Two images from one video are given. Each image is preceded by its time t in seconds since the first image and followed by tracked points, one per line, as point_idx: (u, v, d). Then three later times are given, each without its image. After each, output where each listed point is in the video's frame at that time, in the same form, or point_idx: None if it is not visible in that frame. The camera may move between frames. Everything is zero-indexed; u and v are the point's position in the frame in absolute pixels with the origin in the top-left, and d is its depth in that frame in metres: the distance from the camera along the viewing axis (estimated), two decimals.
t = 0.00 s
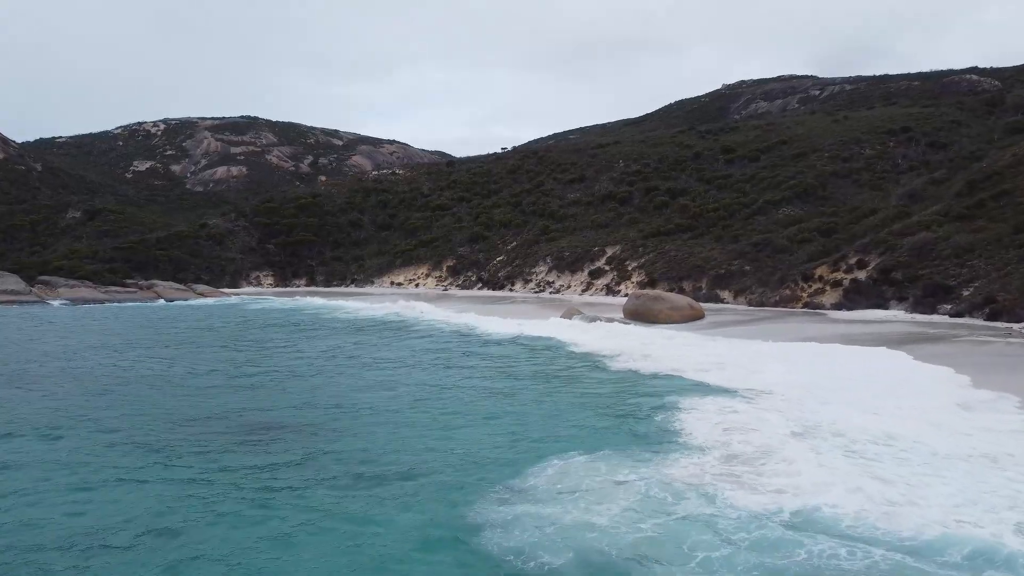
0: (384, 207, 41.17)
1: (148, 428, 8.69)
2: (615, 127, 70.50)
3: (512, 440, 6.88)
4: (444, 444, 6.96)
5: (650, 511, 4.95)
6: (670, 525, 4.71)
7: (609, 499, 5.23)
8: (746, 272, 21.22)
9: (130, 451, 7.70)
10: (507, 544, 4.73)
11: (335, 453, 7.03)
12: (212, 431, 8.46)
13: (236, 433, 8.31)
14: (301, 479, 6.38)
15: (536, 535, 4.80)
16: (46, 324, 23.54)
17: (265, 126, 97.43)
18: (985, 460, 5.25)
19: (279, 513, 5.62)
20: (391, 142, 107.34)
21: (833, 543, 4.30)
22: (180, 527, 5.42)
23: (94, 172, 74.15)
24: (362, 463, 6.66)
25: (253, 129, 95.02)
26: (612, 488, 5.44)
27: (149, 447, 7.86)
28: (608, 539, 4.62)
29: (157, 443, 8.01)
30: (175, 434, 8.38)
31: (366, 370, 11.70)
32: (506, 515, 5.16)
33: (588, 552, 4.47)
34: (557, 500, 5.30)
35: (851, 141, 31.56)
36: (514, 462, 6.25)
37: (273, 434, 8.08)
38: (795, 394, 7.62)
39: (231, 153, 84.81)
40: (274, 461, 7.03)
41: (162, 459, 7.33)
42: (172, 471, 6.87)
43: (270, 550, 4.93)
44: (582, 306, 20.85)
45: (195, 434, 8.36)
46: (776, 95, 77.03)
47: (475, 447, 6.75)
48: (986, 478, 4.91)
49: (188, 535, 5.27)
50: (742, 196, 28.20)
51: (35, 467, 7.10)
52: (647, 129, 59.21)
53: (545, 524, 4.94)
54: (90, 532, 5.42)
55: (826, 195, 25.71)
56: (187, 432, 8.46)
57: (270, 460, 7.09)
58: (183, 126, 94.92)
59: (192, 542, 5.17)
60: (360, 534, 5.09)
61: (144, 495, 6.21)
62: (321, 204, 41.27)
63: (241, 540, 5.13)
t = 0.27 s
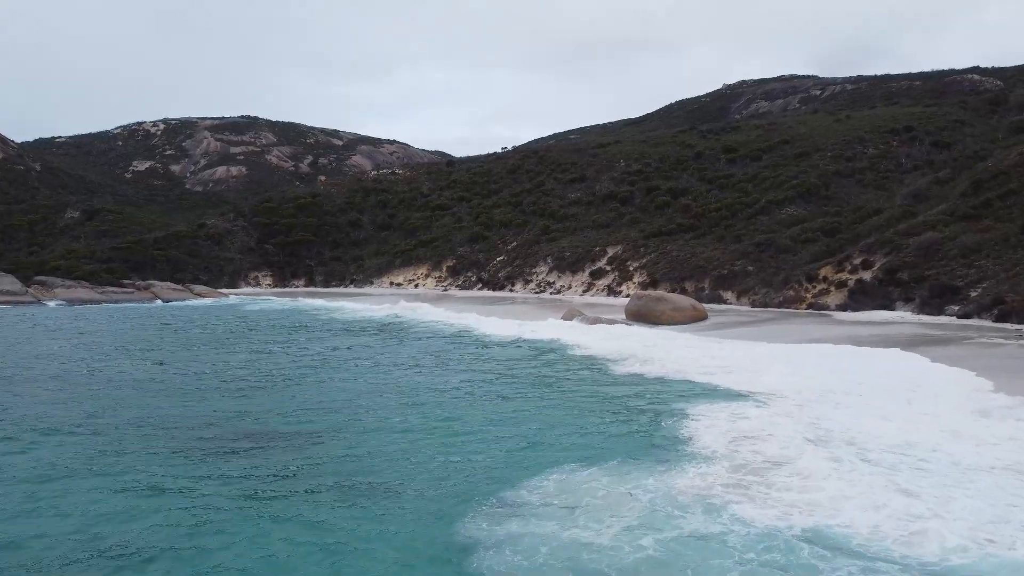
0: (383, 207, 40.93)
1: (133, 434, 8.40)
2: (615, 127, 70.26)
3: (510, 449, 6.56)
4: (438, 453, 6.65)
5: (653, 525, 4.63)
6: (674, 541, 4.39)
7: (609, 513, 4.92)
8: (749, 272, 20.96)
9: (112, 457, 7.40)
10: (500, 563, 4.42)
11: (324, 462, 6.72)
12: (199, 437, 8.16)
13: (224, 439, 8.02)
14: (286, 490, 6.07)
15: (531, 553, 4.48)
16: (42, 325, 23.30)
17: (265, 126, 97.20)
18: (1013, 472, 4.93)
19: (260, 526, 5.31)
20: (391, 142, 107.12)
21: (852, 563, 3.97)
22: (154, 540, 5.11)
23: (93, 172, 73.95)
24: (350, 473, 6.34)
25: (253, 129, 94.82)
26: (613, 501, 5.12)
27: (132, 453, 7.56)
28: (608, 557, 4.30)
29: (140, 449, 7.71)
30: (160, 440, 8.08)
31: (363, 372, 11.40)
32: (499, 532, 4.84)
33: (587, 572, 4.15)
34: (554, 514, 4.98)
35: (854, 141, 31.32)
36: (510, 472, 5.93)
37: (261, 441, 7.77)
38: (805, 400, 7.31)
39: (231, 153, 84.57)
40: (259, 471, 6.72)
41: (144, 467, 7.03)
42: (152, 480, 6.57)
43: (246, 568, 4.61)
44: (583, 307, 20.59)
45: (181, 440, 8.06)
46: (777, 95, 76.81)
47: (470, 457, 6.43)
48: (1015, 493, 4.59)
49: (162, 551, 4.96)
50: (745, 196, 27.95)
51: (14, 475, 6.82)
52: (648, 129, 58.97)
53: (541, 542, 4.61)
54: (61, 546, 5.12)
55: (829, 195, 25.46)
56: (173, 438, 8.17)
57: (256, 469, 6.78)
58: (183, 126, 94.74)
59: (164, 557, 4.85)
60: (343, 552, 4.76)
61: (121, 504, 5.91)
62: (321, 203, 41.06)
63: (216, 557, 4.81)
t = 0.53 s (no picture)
0: (383, 207, 40.68)
1: (120, 437, 8.15)
2: (616, 126, 69.96)
3: (508, 460, 6.27)
4: (433, 463, 6.36)
5: (657, 545, 4.33)
6: (680, 560, 4.12)
7: (611, 530, 4.63)
8: (752, 273, 20.70)
9: (95, 462, 7.14)
10: None
11: (314, 472, 6.44)
12: (188, 442, 7.89)
13: (214, 445, 7.75)
14: (274, 503, 5.78)
15: None
16: (37, 326, 23.07)
17: (265, 126, 96.95)
18: None
19: (242, 544, 5.03)
20: (391, 142, 106.85)
21: None
22: (129, 555, 4.85)
23: (93, 172, 73.72)
24: (341, 484, 6.06)
25: (253, 129, 94.58)
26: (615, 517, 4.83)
27: (116, 458, 7.30)
28: None
29: (125, 454, 7.45)
30: (148, 445, 7.83)
31: (359, 375, 11.13)
32: (494, 551, 4.55)
33: None
34: (553, 532, 4.69)
35: (857, 140, 31.05)
36: (508, 485, 5.65)
37: (252, 448, 7.50)
38: (817, 406, 7.03)
39: (231, 153, 84.32)
40: (246, 480, 6.44)
41: (127, 473, 6.76)
42: (134, 487, 6.31)
43: None
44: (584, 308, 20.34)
45: (169, 445, 7.80)
46: (778, 94, 76.58)
47: (466, 468, 6.14)
48: None
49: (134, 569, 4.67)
50: (747, 195, 27.70)
51: None
52: (649, 129, 58.70)
53: (537, 564, 4.30)
54: (30, 561, 4.83)
55: (833, 194, 25.21)
56: (161, 443, 7.91)
57: (244, 478, 6.51)
58: (183, 126, 94.52)
59: None
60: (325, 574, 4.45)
61: (99, 515, 5.64)
62: (320, 203, 40.81)
63: (192, 575, 4.54)
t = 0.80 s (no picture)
0: (382, 207, 40.44)
1: (108, 443, 7.90)
2: (616, 126, 69.69)
3: (508, 470, 6.01)
4: (430, 474, 6.10)
5: (665, 565, 4.07)
6: None
7: (617, 548, 4.37)
8: (755, 273, 20.45)
9: (79, 469, 6.89)
10: None
11: (306, 483, 6.18)
12: (178, 449, 7.64)
13: (204, 451, 7.49)
14: (262, 517, 5.52)
15: None
16: (32, 327, 22.83)
17: (264, 126, 96.70)
18: None
19: (227, 562, 4.78)
20: (390, 141, 106.57)
21: None
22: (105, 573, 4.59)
23: (92, 172, 73.44)
24: (334, 498, 5.79)
25: (252, 128, 94.31)
26: (621, 534, 4.56)
27: (102, 465, 7.05)
28: None
29: (110, 461, 7.19)
30: (136, 451, 7.58)
31: (357, 379, 10.87)
32: (492, 571, 4.28)
33: None
34: (555, 550, 4.42)
35: (861, 139, 30.81)
36: (508, 500, 5.38)
37: (243, 456, 7.24)
38: (831, 413, 6.75)
39: (230, 152, 84.06)
40: (235, 492, 6.18)
41: (111, 483, 6.51)
42: (118, 498, 6.06)
43: None
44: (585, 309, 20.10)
45: (158, 451, 7.55)
46: (779, 94, 76.35)
47: (465, 480, 5.88)
48: None
49: None
50: (750, 195, 27.45)
51: None
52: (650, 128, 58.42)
53: None
54: None
55: (837, 194, 24.97)
56: (149, 449, 7.65)
57: (233, 489, 6.24)
58: (182, 126, 94.25)
59: None
60: None
61: (78, 530, 5.39)
62: (319, 203, 40.56)
63: None
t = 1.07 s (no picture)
0: (382, 207, 40.16)
1: (92, 446, 7.62)
2: (617, 125, 69.41)
3: (507, 483, 5.72)
4: (425, 486, 5.81)
5: None
6: None
7: (622, 570, 4.07)
8: (758, 274, 20.18)
9: (59, 476, 6.61)
10: None
11: (296, 494, 5.90)
12: (163, 452, 7.34)
13: (191, 456, 7.21)
14: (247, 532, 5.23)
15: None
16: (27, 327, 22.56)
17: (264, 125, 96.40)
18: None
19: None
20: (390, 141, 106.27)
21: None
22: None
23: (91, 171, 73.15)
24: (324, 510, 5.49)
25: (252, 128, 94.01)
26: (628, 555, 4.27)
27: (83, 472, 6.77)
28: None
29: (93, 466, 6.91)
30: (120, 453, 7.29)
31: (354, 383, 10.57)
32: None
33: None
34: (557, 573, 4.11)
35: (864, 138, 30.55)
36: (507, 515, 5.09)
37: (231, 461, 6.94)
38: (848, 420, 6.45)
39: (230, 152, 83.76)
40: (221, 501, 5.89)
41: (91, 489, 6.22)
42: (97, 506, 5.77)
43: None
44: (587, 310, 19.83)
45: (143, 457, 7.27)
46: (780, 94, 76.07)
47: (463, 493, 5.57)
48: None
49: None
50: (753, 195, 27.18)
51: None
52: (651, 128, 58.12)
53: None
54: None
55: (840, 193, 24.69)
56: (132, 453, 7.35)
57: (218, 499, 5.95)
58: (182, 125, 94.01)
59: None
60: None
61: (51, 539, 5.10)
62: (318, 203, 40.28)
63: None
